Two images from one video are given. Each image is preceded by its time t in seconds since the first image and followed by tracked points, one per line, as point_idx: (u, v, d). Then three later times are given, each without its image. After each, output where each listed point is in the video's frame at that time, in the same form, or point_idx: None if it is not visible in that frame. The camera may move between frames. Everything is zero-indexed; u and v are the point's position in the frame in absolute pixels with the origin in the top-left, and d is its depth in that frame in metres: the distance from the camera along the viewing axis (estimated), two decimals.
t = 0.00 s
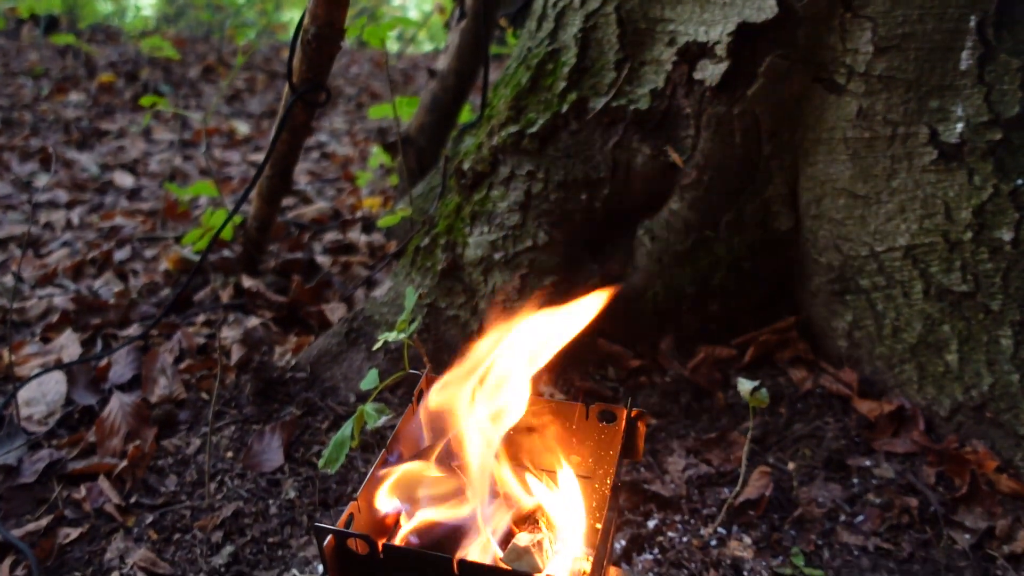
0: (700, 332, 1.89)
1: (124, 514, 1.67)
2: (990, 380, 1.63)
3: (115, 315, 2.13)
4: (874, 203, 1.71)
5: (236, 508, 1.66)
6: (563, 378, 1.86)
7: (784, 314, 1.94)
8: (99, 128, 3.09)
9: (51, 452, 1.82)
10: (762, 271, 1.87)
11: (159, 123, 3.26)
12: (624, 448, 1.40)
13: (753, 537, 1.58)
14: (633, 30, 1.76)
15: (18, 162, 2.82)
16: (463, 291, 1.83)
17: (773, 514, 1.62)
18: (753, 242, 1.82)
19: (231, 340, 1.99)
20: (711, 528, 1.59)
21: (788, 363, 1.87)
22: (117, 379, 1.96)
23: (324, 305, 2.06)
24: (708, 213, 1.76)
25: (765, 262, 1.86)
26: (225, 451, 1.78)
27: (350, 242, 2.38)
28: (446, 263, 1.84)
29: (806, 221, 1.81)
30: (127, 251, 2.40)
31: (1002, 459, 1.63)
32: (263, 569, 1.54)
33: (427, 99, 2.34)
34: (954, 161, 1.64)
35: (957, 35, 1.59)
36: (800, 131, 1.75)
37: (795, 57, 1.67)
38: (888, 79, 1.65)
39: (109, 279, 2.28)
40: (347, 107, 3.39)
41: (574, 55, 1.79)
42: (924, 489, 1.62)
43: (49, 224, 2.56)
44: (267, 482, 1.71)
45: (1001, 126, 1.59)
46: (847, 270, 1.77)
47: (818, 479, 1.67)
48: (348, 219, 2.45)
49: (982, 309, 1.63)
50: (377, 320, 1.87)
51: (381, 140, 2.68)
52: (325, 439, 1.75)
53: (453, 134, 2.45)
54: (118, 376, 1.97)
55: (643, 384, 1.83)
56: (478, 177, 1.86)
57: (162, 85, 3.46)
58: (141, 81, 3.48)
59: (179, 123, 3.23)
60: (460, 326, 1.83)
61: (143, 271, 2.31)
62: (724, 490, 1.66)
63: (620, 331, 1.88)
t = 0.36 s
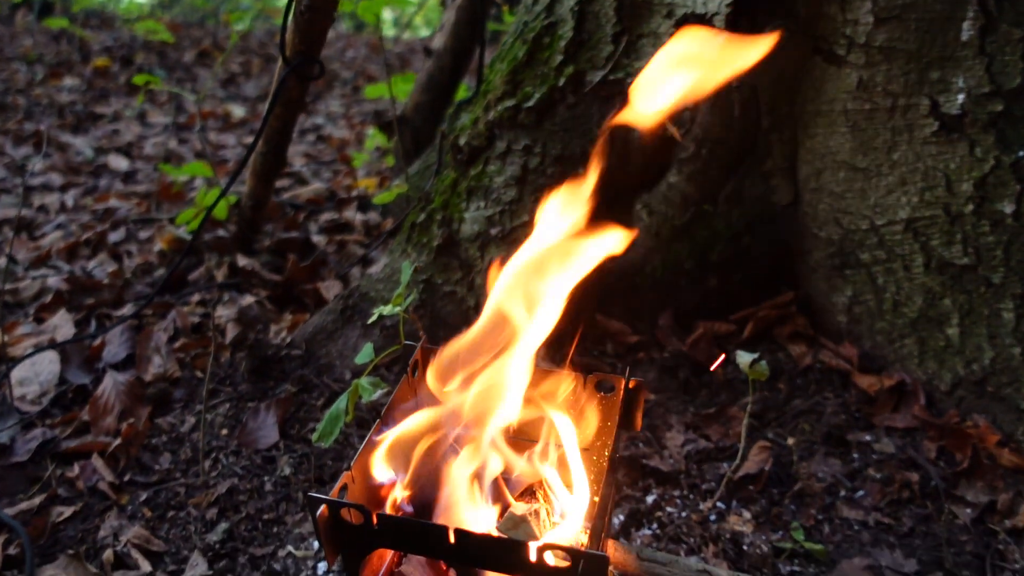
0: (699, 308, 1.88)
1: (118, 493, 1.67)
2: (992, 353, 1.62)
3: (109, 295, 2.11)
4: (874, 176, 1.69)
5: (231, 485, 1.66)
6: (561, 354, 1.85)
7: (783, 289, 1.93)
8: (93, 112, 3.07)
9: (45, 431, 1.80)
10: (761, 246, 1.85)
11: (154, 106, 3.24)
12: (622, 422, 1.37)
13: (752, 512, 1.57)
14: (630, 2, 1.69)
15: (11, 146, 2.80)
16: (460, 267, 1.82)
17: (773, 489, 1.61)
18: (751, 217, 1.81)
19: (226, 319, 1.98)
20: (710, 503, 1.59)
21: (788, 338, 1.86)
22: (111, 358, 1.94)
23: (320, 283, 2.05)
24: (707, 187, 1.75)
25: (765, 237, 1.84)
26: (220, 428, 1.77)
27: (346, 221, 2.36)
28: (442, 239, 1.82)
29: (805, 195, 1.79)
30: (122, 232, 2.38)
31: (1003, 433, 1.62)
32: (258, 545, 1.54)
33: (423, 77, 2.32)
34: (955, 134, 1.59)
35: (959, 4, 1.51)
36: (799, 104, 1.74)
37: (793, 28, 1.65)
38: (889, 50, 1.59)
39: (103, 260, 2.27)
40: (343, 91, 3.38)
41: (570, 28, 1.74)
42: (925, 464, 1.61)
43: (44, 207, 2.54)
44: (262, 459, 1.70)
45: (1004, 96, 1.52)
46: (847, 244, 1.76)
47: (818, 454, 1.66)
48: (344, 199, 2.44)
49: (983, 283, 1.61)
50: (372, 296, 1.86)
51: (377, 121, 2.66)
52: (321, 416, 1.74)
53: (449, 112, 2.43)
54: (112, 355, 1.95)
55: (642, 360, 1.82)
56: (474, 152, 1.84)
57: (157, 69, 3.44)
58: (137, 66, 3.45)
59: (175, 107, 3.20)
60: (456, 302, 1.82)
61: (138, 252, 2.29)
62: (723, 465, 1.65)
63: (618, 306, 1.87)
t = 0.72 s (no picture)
0: (696, 284, 1.87)
1: (109, 468, 1.67)
2: (991, 328, 1.60)
3: (101, 272, 2.10)
4: (873, 149, 1.67)
5: (222, 460, 1.66)
6: (556, 330, 1.84)
7: (780, 265, 1.91)
8: (87, 93, 3.04)
9: (35, 408, 1.79)
10: (757, 221, 1.83)
11: (148, 87, 3.21)
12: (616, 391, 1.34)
13: (749, 486, 1.57)
14: None
15: (4, 126, 2.78)
16: (454, 242, 1.80)
17: (769, 463, 1.61)
18: (748, 191, 1.79)
19: (219, 295, 1.97)
20: (705, 477, 1.58)
21: (785, 314, 1.84)
22: (102, 335, 1.93)
23: (314, 260, 2.04)
24: (704, 160, 1.72)
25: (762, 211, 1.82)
26: (212, 404, 1.76)
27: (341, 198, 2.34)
28: (436, 213, 1.80)
29: (803, 168, 1.77)
30: (115, 210, 2.36)
31: (1002, 408, 1.60)
32: (250, 520, 1.56)
33: (418, 55, 2.29)
34: (955, 106, 1.55)
35: None
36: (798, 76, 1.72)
37: None
38: (888, 21, 1.56)
39: (95, 238, 2.25)
40: (339, 72, 3.35)
41: None
42: (923, 439, 1.61)
43: (36, 186, 2.52)
44: (254, 434, 1.69)
45: (1005, 68, 1.49)
46: (845, 218, 1.74)
47: (815, 429, 1.65)
48: (339, 177, 2.42)
49: (983, 257, 1.59)
50: (365, 272, 1.84)
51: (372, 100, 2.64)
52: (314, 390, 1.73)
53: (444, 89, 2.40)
54: (103, 332, 1.93)
55: (637, 335, 1.82)
56: (469, 126, 1.82)
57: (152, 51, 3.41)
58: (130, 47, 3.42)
59: (169, 87, 3.18)
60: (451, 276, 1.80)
61: (131, 230, 2.28)
62: (718, 440, 1.65)
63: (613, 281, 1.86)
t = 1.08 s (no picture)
0: (693, 257, 1.85)
1: (100, 440, 1.66)
2: (990, 301, 1.58)
3: (93, 247, 2.08)
4: (873, 120, 1.64)
5: (214, 433, 1.65)
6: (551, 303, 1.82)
7: (778, 238, 1.90)
8: (80, 71, 3.02)
9: (25, 380, 1.77)
10: (755, 194, 1.82)
11: (142, 66, 3.18)
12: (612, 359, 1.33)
13: (745, 459, 1.56)
14: None
15: None
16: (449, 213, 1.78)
17: (766, 436, 1.60)
18: (745, 163, 1.76)
19: (212, 268, 1.95)
20: (701, 450, 1.57)
21: (783, 288, 1.83)
22: (94, 308, 1.91)
23: (308, 234, 2.02)
24: (700, 131, 1.70)
25: (759, 184, 1.81)
26: (205, 376, 1.75)
27: (335, 174, 2.33)
28: (431, 185, 1.79)
29: (801, 139, 1.75)
30: (108, 186, 2.34)
31: (1001, 382, 1.59)
32: (242, 492, 1.56)
33: (413, 29, 2.27)
34: (956, 77, 1.53)
35: None
36: (796, 46, 1.70)
37: None
38: None
39: (88, 213, 2.23)
40: (335, 52, 3.33)
41: None
42: (921, 412, 1.60)
43: (29, 163, 2.49)
44: (247, 407, 1.68)
45: (1007, 38, 1.47)
46: (844, 190, 1.72)
47: (813, 403, 1.64)
48: (334, 153, 2.40)
49: (983, 229, 1.57)
50: (359, 244, 1.82)
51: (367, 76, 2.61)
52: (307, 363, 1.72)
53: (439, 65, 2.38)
54: (95, 305, 1.92)
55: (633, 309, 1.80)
56: (464, 98, 1.80)
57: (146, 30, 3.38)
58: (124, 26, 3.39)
59: (163, 66, 3.15)
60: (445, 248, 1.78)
61: (123, 205, 2.26)
62: (715, 413, 1.64)
63: (609, 253, 1.84)
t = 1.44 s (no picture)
0: (693, 235, 1.84)
1: (96, 416, 1.65)
2: (990, 277, 1.58)
3: (88, 224, 2.07)
4: (874, 97, 1.63)
5: (211, 409, 1.64)
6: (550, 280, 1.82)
7: (778, 216, 1.89)
8: (74, 50, 2.99)
9: (20, 356, 1.76)
10: (755, 171, 1.80)
11: (137, 45, 3.15)
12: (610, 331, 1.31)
13: (743, 436, 1.56)
14: None
15: None
16: (447, 190, 1.77)
17: (765, 412, 1.60)
18: (745, 140, 1.75)
19: (208, 245, 1.94)
20: (700, 426, 1.57)
21: (782, 266, 1.82)
22: (89, 285, 1.90)
23: (305, 211, 2.01)
24: (701, 107, 1.69)
25: (759, 161, 1.80)
26: (201, 352, 1.74)
27: (332, 152, 2.31)
28: (428, 161, 1.77)
29: (801, 116, 1.74)
30: (102, 164, 2.32)
31: (1000, 358, 1.58)
32: (239, 467, 1.55)
33: (411, 6, 2.25)
34: (957, 53, 1.51)
35: None
36: (796, 23, 1.68)
37: None
38: None
39: (82, 191, 2.21)
40: (331, 32, 3.31)
41: None
42: (920, 388, 1.59)
43: (22, 141, 2.47)
44: (244, 382, 1.68)
45: (1009, 14, 1.44)
46: (844, 168, 1.71)
47: (811, 380, 1.64)
48: (330, 132, 2.39)
49: (983, 206, 1.56)
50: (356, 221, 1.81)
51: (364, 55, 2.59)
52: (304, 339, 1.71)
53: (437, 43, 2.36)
54: (90, 282, 1.91)
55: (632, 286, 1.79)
56: (462, 74, 1.77)
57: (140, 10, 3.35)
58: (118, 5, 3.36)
59: (158, 46, 3.12)
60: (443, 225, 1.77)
61: (118, 183, 2.24)
62: (714, 389, 1.64)
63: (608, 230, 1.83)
